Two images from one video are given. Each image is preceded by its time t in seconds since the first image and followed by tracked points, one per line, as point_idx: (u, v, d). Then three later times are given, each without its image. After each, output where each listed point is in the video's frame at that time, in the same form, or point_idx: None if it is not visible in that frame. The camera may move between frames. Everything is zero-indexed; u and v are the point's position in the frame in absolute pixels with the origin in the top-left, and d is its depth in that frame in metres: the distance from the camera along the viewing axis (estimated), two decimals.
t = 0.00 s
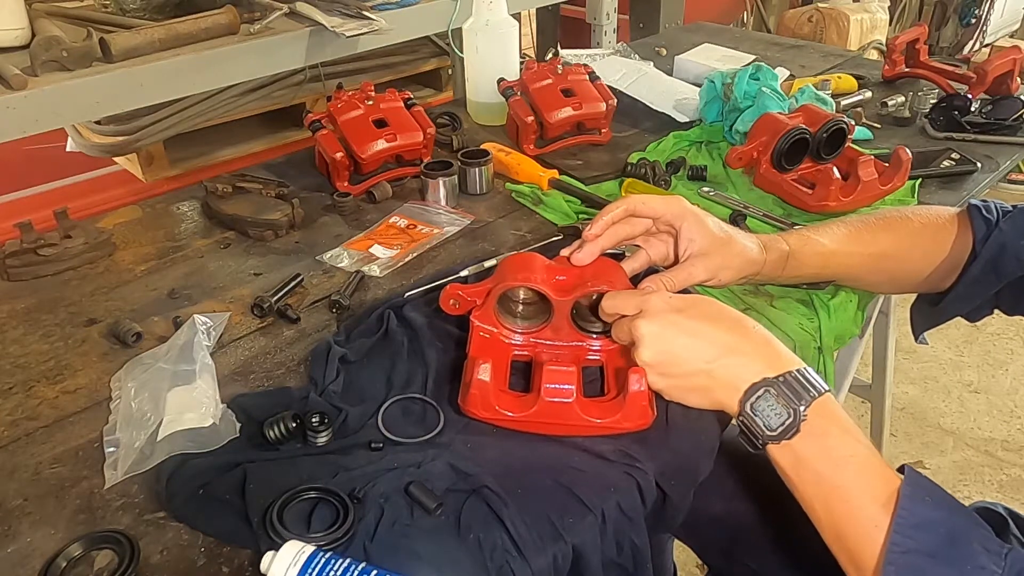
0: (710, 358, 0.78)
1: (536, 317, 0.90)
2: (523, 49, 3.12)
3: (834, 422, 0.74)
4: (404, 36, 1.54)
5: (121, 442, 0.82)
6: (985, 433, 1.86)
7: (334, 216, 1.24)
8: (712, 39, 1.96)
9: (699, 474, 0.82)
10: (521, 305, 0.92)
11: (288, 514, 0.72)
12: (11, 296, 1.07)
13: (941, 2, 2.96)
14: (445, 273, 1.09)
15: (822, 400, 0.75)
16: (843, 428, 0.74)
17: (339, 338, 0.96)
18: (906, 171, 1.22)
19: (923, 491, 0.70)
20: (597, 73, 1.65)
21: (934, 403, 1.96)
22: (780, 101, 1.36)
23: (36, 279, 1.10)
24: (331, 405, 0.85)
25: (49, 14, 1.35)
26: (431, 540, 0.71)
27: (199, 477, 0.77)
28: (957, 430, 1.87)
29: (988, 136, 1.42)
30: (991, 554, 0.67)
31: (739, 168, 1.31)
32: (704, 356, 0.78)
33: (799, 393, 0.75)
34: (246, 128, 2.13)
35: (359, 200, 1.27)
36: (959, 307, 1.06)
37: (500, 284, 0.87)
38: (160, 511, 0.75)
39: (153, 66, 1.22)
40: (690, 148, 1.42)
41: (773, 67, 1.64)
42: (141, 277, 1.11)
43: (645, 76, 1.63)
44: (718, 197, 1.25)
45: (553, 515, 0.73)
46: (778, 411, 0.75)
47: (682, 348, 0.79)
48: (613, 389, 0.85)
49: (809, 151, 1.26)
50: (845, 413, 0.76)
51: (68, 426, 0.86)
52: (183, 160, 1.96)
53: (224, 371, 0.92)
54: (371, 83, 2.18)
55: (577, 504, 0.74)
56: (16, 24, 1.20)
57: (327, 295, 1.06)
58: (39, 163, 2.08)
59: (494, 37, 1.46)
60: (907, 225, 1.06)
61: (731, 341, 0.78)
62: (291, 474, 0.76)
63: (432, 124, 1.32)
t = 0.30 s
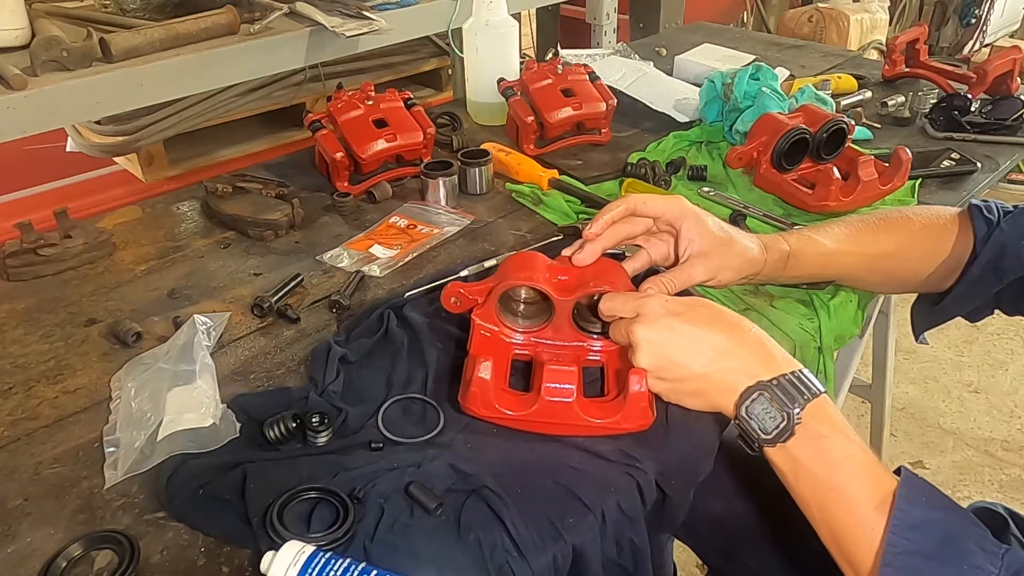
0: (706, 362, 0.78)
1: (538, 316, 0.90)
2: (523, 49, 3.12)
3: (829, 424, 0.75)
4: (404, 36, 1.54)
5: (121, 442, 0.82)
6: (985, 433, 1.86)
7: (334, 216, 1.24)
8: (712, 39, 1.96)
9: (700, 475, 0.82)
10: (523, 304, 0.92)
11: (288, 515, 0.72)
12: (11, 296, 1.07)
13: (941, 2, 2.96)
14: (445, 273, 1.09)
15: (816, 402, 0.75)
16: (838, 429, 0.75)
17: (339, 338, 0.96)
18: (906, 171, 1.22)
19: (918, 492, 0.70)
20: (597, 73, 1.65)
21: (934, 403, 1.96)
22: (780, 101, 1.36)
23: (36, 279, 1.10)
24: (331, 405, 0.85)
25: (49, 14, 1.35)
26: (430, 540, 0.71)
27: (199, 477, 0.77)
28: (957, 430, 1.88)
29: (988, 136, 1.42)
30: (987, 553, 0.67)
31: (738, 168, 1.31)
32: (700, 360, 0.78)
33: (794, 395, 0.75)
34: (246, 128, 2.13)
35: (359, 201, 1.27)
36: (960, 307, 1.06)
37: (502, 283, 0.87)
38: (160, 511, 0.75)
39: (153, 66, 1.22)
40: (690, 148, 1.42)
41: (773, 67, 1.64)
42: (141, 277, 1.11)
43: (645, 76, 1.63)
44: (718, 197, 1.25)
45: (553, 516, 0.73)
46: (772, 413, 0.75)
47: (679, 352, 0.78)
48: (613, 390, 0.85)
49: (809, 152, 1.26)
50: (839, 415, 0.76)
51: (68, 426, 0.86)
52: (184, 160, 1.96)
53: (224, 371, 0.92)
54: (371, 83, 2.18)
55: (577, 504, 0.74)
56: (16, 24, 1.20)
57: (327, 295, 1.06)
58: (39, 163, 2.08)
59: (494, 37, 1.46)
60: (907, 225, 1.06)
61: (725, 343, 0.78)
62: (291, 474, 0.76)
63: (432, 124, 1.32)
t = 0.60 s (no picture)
0: (707, 366, 0.78)
1: (538, 316, 0.90)
2: (523, 49, 3.12)
3: (825, 428, 0.75)
4: (404, 36, 1.54)
5: (121, 442, 0.82)
6: (985, 433, 1.86)
7: (334, 216, 1.24)
8: (712, 39, 1.96)
9: (700, 475, 0.82)
10: (524, 304, 0.92)
11: (288, 515, 0.72)
12: (11, 296, 1.07)
13: (941, 2, 2.96)
14: (445, 273, 1.09)
15: (814, 406, 0.75)
16: (835, 433, 0.75)
17: (339, 338, 0.96)
18: (905, 171, 1.22)
19: (917, 496, 0.70)
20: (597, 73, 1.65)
21: (934, 403, 1.96)
22: (780, 101, 1.36)
23: (36, 279, 1.10)
24: (331, 405, 0.85)
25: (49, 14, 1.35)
26: (430, 540, 0.71)
27: (199, 477, 0.77)
28: (957, 430, 1.88)
29: (988, 136, 1.42)
30: (985, 558, 0.67)
31: (738, 169, 1.31)
32: (701, 365, 0.78)
33: (791, 399, 0.75)
34: (246, 128, 2.13)
35: (359, 200, 1.27)
36: (959, 308, 1.06)
37: (504, 282, 0.87)
38: (160, 511, 0.75)
39: (153, 66, 1.22)
40: (690, 148, 1.42)
41: (773, 67, 1.64)
42: (141, 277, 1.11)
43: (645, 76, 1.63)
44: (718, 197, 1.25)
45: (553, 516, 0.73)
46: (770, 418, 0.75)
47: (680, 356, 0.78)
48: (612, 391, 0.85)
49: (809, 152, 1.26)
50: (837, 418, 0.77)
51: (68, 426, 0.86)
52: (183, 161, 1.96)
53: (223, 371, 0.92)
54: (371, 83, 2.18)
55: (577, 504, 0.74)
56: (16, 24, 1.20)
57: (327, 295, 1.06)
58: (39, 163, 2.08)
59: (494, 37, 1.46)
60: (907, 225, 1.06)
61: (725, 347, 0.78)
62: (291, 473, 0.77)
63: (432, 124, 1.32)
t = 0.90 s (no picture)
0: (705, 371, 0.78)
1: (539, 316, 0.90)
2: (523, 49, 3.12)
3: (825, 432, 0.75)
4: (404, 36, 1.54)
5: (121, 442, 0.82)
6: (985, 433, 1.86)
7: (334, 216, 1.24)
8: (712, 38, 1.96)
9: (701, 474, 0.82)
10: (525, 304, 0.92)
11: (288, 515, 0.72)
12: (11, 296, 1.07)
13: (941, 2, 2.96)
14: (445, 273, 1.09)
15: (813, 408, 0.75)
16: (835, 437, 0.74)
17: (339, 338, 0.96)
18: (906, 171, 1.22)
19: (919, 500, 0.71)
20: (597, 73, 1.65)
21: (934, 403, 1.96)
22: (780, 101, 1.36)
23: (36, 279, 1.10)
24: (330, 405, 0.85)
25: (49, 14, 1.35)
26: (430, 540, 0.71)
27: (199, 477, 0.77)
28: (957, 430, 1.87)
29: (989, 136, 1.42)
30: (985, 564, 0.67)
31: (739, 169, 1.31)
32: (698, 370, 0.78)
33: (789, 402, 0.75)
34: (247, 128, 2.13)
35: (359, 200, 1.27)
36: (961, 310, 1.06)
37: (504, 282, 0.87)
38: (160, 511, 0.75)
39: (153, 66, 1.22)
40: (690, 148, 1.42)
41: (773, 67, 1.64)
42: (141, 277, 1.11)
43: (645, 76, 1.63)
44: (718, 197, 1.25)
45: (553, 516, 0.73)
46: (768, 423, 0.75)
47: (678, 362, 0.79)
48: (611, 391, 0.85)
49: (809, 151, 1.26)
50: (837, 419, 0.76)
51: (68, 426, 0.86)
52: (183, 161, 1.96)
53: (223, 371, 0.92)
54: (371, 83, 2.18)
55: (577, 504, 0.74)
56: (16, 24, 1.20)
57: (327, 295, 1.06)
58: (39, 163, 2.08)
59: (494, 37, 1.46)
60: (908, 225, 1.06)
61: (723, 349, 0.78)
62: (292, 473, 0.76)
63: (432, 124, 1.32)
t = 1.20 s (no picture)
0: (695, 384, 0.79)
1: (539, 316, 0.90)
2: (523, 49, 3.12)
3: (816, 441, 0.73)
4: (404, 36, 1.54)
5: (121, 442, 0.82)
6: (985, 433, 1.86)
7: (334, 216, 1.24)
8: (712, 38, 1.96)
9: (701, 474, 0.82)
10: (525, 303, 0.91)
11: (288, 514, 0.72)
12: (11, 296, 1.07)
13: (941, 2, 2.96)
14: (445, 273, 1.09)
15: (802, 417, 0.74)
16: (826, 446, 0.73)
17: (339, 338, 0.96)
18: (905, 171, 1.22)
19: (910, 508, 0.70)
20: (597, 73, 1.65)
21: (934, 403, 1.96)
22: (780, 101, 1.36)
23: (36, 279, 1.10)
24: (330, 405, 0.85)
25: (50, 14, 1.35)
26: (430, 540, 0.71)
27: (199, 477, 0.77)
28: (957, 430, 1.87)
29: (989, 136, 1.42)
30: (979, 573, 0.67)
31: (739, 169, 1.31)
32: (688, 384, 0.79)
33: (773, 413, 0.74)
34: (246, 128, 2.13)
35: (359, 201, 1.27)
36: (962, 310, 1.06)
37: (504, 282, 0.87)
38: (160, 511, 0.75)
39: (153, 66, 1.22)
40: (691, 148, 1.42)
41: (773, 67, 1.64)
42: (141, 277, 1.11)
43: (645, 76, 1.63)
44: (718, 196, 1.25)
45: (553, 515, 0.73)
46: (756, 435, 0.74)
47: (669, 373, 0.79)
48: (612, 391, 0.85)
49: (809, 151, 1.26)
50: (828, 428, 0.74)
51: (68, 426, 0.86)
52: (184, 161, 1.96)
53: (224, 371, 0.92)
54: (371, 83, 2.18)
55: (577, 504, 0.74)
56: (16, 24, 1.20)
57: (327, 295, 1.06)
58: (39, 163, 2.08)
59: (494, 37, 1.46)
60: (907, 225, 1.06)
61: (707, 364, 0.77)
62: (292, 473, 0.76)
63: (432, 124, 1.32)
